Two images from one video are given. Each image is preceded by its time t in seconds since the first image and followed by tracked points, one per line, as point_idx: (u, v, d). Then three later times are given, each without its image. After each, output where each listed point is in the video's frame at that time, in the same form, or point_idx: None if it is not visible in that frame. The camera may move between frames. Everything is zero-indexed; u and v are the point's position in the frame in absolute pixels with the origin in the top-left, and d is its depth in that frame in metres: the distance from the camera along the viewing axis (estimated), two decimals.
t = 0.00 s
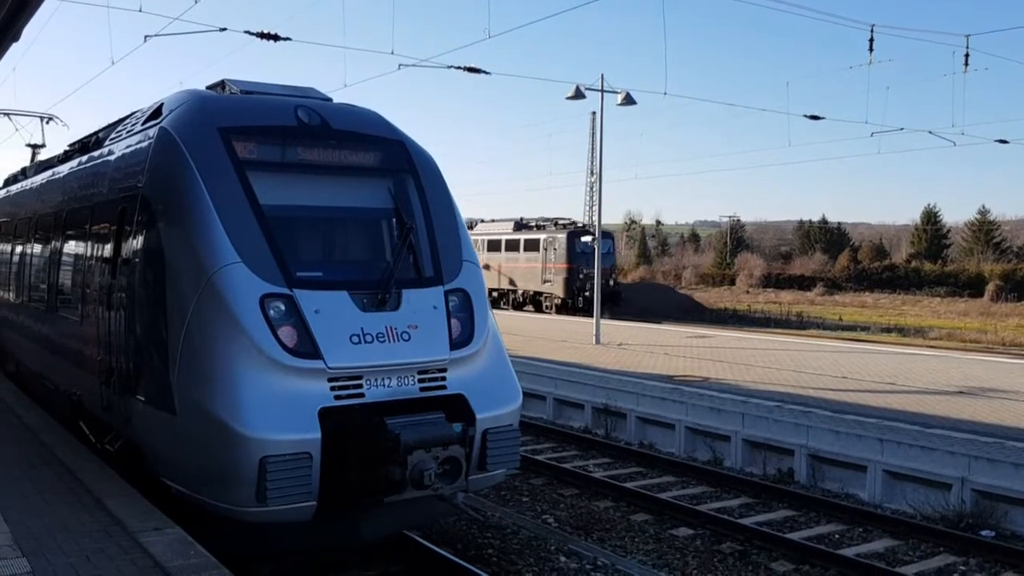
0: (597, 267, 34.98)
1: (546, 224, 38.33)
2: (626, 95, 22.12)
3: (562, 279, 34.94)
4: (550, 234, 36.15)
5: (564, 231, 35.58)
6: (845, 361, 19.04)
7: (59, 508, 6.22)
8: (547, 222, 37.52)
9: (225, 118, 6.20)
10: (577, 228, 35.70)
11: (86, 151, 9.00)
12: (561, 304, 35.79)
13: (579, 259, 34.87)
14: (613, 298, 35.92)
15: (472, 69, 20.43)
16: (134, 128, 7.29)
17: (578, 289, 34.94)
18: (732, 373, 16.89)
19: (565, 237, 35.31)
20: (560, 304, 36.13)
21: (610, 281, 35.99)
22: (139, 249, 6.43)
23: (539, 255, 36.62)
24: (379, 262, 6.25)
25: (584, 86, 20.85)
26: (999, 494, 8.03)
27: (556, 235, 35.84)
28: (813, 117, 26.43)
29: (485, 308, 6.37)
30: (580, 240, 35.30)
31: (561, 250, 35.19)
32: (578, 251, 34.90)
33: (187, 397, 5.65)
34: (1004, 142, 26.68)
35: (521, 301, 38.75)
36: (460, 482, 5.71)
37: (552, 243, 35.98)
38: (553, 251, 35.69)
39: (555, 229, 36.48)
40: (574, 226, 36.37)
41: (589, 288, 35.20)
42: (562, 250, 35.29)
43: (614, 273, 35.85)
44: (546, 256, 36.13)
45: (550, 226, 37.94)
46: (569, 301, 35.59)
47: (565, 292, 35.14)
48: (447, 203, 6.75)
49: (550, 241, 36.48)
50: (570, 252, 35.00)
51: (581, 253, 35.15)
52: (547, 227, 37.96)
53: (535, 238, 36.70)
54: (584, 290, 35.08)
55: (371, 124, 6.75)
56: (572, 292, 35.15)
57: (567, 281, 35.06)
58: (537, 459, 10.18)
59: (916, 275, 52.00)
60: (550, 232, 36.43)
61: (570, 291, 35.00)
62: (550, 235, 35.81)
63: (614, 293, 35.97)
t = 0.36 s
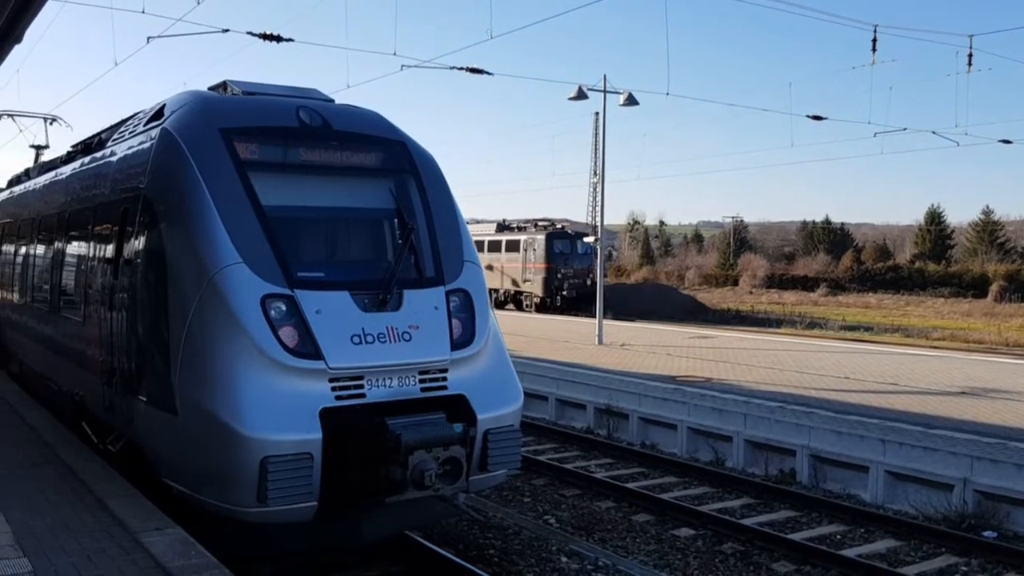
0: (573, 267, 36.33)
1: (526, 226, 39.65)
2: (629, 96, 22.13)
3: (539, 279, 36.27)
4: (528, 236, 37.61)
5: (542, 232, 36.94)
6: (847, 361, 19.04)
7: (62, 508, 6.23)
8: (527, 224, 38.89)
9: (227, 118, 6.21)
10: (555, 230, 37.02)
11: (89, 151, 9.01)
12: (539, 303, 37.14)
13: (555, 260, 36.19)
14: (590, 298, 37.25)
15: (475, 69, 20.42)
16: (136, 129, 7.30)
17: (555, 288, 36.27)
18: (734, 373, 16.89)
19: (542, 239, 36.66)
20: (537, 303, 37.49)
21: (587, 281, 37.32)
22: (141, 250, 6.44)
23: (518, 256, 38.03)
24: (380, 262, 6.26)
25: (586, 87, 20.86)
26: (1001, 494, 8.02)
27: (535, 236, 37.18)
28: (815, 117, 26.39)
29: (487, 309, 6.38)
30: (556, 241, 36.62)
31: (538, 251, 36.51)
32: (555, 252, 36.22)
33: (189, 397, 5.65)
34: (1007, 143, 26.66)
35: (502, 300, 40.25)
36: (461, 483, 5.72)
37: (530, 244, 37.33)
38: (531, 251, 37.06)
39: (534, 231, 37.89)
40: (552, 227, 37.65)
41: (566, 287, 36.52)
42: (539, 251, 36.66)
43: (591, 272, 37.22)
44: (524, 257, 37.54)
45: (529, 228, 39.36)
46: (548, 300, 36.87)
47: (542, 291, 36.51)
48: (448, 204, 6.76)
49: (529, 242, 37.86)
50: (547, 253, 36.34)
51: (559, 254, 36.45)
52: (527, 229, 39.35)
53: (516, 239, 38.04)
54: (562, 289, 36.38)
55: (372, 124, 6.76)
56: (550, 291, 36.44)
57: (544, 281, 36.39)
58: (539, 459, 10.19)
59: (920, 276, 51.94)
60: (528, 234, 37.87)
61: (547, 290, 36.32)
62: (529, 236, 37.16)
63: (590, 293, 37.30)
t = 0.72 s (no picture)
0: (550, 266, 37.37)
1: (508, 225, 40.58)
2: (631, 96, 22.14)
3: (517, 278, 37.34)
4: (507, 236, 38.72)
5: (521, 232, 37.98)
6: (850, 361, 19.01)
7: (64, 507, 6.22)
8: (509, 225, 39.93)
9: (229, 118, 6.20)
10: (534, 230, 38.04)
11: (93, 151, 9.01)
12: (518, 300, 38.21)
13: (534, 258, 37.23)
14: (567, 295, 38.32)
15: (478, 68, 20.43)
16: (139, 129, 7.30)
17: (532, 286, 37.30)
18: (737, 373, 16.89)
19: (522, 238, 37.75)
20: (517, 300, 38.55)
21: (564, 279, 38.36)
22: (143, 249, 6.45)
23: (500, 255, 39.06)
24: (382, 261, 6.26)
25: (589, 86, 20.88)
26: (1004, 494, 8.00)
27: (515, 236, 38.24)
28: (818, 116, 26.37)
29: (489, 308, 6.38)
30: (534, 241, 37.67)
31: (517, 250, 37.56)
32: (532, 251, 37.26)
33: (191, 397, 5.65)
34: (1010, 142, 26.62)
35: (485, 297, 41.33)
36: (463, 482, 5.71)
37: (510, 244, 38.38)
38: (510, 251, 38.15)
39: (514, 231, 38.96)
40: (532, 227, 38.63)
41: (544, 286, 37.57)
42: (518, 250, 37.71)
43: (568, 270, 38.20)
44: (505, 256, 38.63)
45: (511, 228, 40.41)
46: (526, 297, 37.88)
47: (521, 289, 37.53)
48: (451, 203, 6.76)
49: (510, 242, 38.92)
50: (525, 252, 37.41)
51: (537, 253, 37.51)
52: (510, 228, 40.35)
53: (497, 238, 39.07)
54: (540, 287, 37.45)
55: (375, 123, 6.76)
56: (528, 289, 37.50)
57: (522, 279, 37.43)
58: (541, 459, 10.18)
59: (923, 276, 51.88)
60: (508, 233, 38.98)
61: (525, 287, 37.36)
62: (510, 236, 38.20)
63: (568, 290, 38.37)
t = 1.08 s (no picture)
0: (527, 267, 37.74)
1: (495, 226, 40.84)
2: (632, 97, 22.13)
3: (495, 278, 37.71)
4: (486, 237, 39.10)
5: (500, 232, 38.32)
6: (850, 362, 19.00)
7: (65, 507, 6.22)
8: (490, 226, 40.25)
9: (229, 118, 6.20)
10: (512, 230, 38.18)
11: (93, 150, 9.00)
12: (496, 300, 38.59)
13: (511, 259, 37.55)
14: (543, 295, 38.83)
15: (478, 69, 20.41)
16: (140, 129, 7.30)
17: (509, 286, 37.67)
18: (738, 373, 16.88)
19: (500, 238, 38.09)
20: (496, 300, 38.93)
21: (540, 278, 38.70)
22: (144, 249, 6.45)
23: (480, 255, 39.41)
24: (383, 261, 6.26)
25: (590, 87, 20.87)
26: (1005, 497, 7.99)
27: (493, 237, 38.61)
28: (818, 118, 26.33)
29: (490, 309, 6.38)
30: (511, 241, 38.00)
31: (495, 251, 37.93)
32: (510, 252, 37.60)
33: (191, 397, 5.65)
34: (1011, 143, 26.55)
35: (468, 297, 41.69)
36: (464, 482, 5.71)
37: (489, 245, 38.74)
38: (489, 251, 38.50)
39: (494, 231, 39.34)
40: (509, 228, 39.00)
41: (521, 286, 37.92)
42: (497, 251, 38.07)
43: (545, 271, 38.54)
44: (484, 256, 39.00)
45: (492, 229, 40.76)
46: (503, 297, 38.26)
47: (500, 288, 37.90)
48: (451, 204, 6.75)
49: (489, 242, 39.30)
50: (502, 253, 37.76)
51: (514, 253, 37.80)
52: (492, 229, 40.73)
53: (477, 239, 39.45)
54: (517, 288, 37.84)
55: (375, 123, 6.76)
56: (505, 289, 37.86)
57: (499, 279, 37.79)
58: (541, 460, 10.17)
59: (925, 277, 51.80)
60: (488, 234, 39.37)
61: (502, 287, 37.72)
62: (489, 237, 38.59)
63: (544, 289, 38.87)
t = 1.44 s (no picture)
0: (508, 268, 38.11)
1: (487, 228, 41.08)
2: (635, 98, 22.12)
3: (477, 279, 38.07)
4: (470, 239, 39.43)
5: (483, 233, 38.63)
6: (854, 363, 18.97)
7: (68, 509, 6.23)
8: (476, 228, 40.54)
9: (233, 120, 6.21)
10: (495, 232, 38.72)
11: (97, 153, 9.03)
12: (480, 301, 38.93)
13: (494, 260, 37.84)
14: (526, 295, 39.12)
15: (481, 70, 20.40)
16: (143, 131, 7.31)
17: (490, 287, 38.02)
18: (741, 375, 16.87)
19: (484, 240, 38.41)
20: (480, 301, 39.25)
21: (523, 279, 39.16)
22: (148, 251, 6.45)
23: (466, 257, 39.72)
24: (386, 263, 6.26)
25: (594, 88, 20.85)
26: (1011, 498, 7.97)
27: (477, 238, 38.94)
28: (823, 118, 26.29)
29: (493, 310, 6.37)
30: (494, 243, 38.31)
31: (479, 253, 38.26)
32: (492, 253, 37.93)
33: (195, 398, 5.65)
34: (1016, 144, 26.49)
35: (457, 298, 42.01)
36: (467, 484, 5.71)
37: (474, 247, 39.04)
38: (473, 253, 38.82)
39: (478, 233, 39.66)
40: (491, 230, 39.30)
41: (502, 286, 38.23)
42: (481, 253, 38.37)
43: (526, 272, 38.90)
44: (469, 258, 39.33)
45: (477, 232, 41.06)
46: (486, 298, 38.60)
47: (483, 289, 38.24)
48: (454, 205, 6.75)
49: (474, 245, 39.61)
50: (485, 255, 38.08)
51: (497, 255, 38.14)
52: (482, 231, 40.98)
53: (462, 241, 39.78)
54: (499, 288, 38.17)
55: (378, 125, 6.76)
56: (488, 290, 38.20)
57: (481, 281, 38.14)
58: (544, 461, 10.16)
59: (928, 277, 51.70)
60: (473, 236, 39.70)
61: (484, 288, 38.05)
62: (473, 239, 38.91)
63: (527, 290, 39.18)
